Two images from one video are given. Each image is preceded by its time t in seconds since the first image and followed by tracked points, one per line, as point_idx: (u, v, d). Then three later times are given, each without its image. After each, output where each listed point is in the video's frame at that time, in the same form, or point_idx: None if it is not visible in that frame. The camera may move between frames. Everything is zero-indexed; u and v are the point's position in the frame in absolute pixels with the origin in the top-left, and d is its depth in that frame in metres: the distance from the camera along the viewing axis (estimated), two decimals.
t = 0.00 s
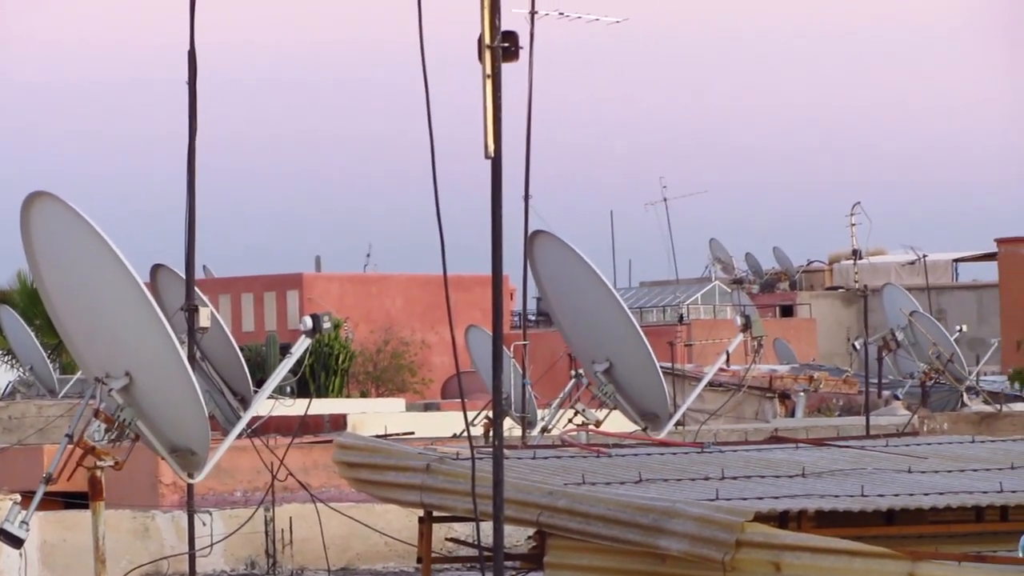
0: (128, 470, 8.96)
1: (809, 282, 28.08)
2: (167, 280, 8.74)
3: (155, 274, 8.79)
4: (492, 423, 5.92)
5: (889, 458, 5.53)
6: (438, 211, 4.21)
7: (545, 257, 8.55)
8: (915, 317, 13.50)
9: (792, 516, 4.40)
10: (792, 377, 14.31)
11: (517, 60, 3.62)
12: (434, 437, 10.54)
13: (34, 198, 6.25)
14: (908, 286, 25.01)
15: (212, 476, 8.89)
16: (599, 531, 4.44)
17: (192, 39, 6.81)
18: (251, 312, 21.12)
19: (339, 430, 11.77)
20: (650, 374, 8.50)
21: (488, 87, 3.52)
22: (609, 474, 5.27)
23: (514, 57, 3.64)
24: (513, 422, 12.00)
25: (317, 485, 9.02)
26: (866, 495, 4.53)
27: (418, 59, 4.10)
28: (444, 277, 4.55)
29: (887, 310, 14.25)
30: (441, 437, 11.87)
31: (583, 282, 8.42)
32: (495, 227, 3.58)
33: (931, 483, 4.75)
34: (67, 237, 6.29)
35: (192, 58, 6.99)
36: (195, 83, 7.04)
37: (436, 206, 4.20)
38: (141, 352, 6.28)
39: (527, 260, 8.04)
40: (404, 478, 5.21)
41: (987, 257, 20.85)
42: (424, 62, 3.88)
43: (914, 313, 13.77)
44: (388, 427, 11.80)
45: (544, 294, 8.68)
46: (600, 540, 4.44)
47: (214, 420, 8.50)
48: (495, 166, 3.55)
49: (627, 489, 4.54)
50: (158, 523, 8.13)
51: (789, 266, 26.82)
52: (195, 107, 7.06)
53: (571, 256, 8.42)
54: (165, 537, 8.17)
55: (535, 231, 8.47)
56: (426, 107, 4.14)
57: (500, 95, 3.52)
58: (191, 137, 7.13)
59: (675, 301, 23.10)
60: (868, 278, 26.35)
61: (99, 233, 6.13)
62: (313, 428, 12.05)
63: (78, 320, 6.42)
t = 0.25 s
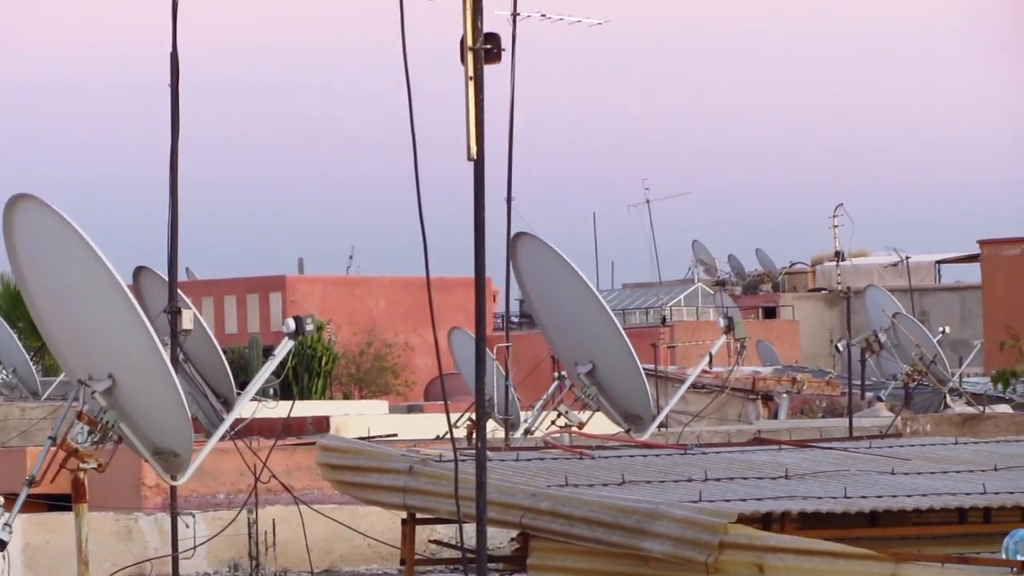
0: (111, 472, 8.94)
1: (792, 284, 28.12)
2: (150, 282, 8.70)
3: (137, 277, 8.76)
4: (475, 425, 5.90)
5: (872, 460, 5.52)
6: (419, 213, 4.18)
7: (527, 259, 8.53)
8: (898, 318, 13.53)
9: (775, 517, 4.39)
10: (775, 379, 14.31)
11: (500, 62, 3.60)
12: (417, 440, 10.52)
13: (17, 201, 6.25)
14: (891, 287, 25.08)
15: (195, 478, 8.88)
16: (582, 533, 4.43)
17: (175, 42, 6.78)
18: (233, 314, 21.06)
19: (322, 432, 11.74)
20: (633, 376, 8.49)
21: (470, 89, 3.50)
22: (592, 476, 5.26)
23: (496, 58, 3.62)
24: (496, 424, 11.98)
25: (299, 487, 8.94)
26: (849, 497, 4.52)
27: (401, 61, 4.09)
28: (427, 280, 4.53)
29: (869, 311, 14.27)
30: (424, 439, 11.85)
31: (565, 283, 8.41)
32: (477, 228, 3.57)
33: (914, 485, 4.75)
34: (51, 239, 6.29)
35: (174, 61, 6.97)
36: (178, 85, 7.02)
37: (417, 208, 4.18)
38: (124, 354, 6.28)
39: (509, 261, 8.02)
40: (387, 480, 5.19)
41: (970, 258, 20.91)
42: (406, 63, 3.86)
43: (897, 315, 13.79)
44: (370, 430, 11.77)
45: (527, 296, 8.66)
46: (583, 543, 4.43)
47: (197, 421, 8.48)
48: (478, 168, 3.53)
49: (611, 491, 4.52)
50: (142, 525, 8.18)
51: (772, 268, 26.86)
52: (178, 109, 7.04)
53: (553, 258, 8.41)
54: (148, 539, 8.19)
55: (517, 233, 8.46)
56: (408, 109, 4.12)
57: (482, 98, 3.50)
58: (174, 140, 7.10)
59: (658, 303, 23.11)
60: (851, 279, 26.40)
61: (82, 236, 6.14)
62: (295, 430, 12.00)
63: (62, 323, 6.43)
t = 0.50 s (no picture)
0: (94, 474, 8.93)
1: (774, 287, 28.17)
2: (133, 285, 8.66)
3: (120, 279, 8.72)
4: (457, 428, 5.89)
5: (854, 463, 5.52)
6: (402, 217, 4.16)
7: (510, 261, 8.52)
8: (880, 322, 13.55)
9: (757, 521, 4.38)
10: (757, 382, 14.33)
11: (483, 65, 3.59)
12: (399, 443, 10.50)
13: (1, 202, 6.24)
14: (874, 291, 25.14)
15: (177, 481, 8.92)
16: (565, 537, 4.41)
17: (157, 44, 6.75)
18: (216, 317, 21.00)
19: (304, 435, 11.71)
20: (615, 379, 8.46)
21: (453, 93, 3.48)
22: (574, 479, 5.25)
23: (479, 62, 3.60)
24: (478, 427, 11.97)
25: (282, 491, 9.04)
26: (831, 500, 4.51)
27: (384, 64, 4.07)
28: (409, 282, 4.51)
29: (852, 315, 14.28)
30: (407, 442, 11.82)
31: (548, 285, 8.39)
32: (460, 232, 3.55)
33: (896, 488, 4.75)
34: (33, 241, 6.27)
35: (157, 63, 6.93)
36: (161, 88, 6.98)
37: (400, 212, 4.16)
38: (106, 355, 6.26)
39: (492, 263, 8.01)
40: (369, 483, 5.17)
41: (952, 262, 20.97)
42: (389, 65, 3.84)
43: (879, 318, 13.82)
44: (353, 432, 11.74)
45: (510, 300, 8.64)
46: (565, 546, 4.41)
47: (179, 424, 8.44)
48: (460, 172, 3.52)
49: (593, 494, 4.51)
50: (125, 527, 8.15)
51: (754, 271, 26.91)
52: (160, 112, 7.00)
53: (536, 261, 8.39)
54: (130, 542, 8.16)
55: (500, 235, 8.44)
56: (392, 112, 4.10)
57: (465, 101, 3.48)
58: (157, 142, 7.07)
59: (640, 306, 23.12)
60: (833, 283, 26.46)
61: (65, 237, 6.13)
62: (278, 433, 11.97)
63: (45, 325, 6.40)
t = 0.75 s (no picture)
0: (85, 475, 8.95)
1: (766, 288, 28.20)
2: (125, 286, 8.65)
3: (112, 280, 8.70)
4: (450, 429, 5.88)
5: (847, 464, 5.52)
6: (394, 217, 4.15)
7: (503, 263, 8.51)
8: (872, 323, 13.56)
9: (749, 521, 4.38)
10: (748, 383, 14.32)
11: (475, 66, 3.58)
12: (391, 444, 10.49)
13: None
14: (866, 291, 25.18)
15: (169, 481, 8.96)
16: (557, 537, 4.41)
17: (149, 45, 6.74)
18: (208, 318, 20.97)
19: (296, 436, 11.71)
20: (607, 380, 8.46)
21: (445, 93, 3.48)
22: (567, 480, 5.25)
23: (471, 62, 3.60)
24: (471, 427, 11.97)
25: (274, 491, 9.08)
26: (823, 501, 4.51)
27: (376, 64, 4.06)
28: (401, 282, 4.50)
29: (843, 315, 14.28)
30: (399, 443, 11.82)
31: (540, 286, 8.39)
32: (452, 232, 3.54)
33: (889, 489, 4.75)
34: (24, 242, 6.25)
35: (149, 64, 6.92)
36: (153, 89, 6.97)
37: (392, 212, 4.15)
38: (98, 357, 6.27)
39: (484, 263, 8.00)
40: (361, 483, 5.16)
41: (944, 262, 21.01)
42: (380, 65, 3.83)
43: (871, 319, 13.83)
44: (345, 433, 11.74)
45: (502, 301, 8.64)
46: (557, 546, 4.41)
47: (171, 425, 8.44)
48: (452, 172, 3.51)
49: (585, 495, 4.51)
50: (117, 528, 8.13)
51: (746, 272, 26.92)
52: (153, 113, 6.99)
53: (528, 262, 8.40)
54: (122, 543, 8.14)
55: (492, 237, 8.45)
56: (383, 113, 4.09)
57: (457, 102, 3.48)
58: (149, 144, 7.05)
59: (632, 307, 23.13)
60: (825, 283, 26.48)
61: (56, 239, 6.11)
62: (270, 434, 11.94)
63: (36, 326, 6.40)
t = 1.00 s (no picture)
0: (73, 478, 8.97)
1: (754, 289, 28.23)
2: (113, 288, 8.62)
3: (99, 282, 8.68)
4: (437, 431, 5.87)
5: (834, 466, 5.53)
6: (382, 219, 4.15)
7: (491, 264, 8.48)
8: (860, 324, 13.57)
9: (737, 523, 4.37)
10: (736, 385, 14.33)
11: (462, 67, 3.57)
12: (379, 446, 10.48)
13: None
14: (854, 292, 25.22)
15: (157, 484, 8.97)
16: (545, 539, 4.40)
17: (137, 48, 6.72)
18: (196, 320, 20.93)
19: (284, 438, 11.69)
20: (596, 381, 8.48)
21: (433, 95, 3.47)
22: (555, 482, 5.24)
23: (459, 64, 3.59)
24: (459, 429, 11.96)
25: (262, 493, 9.10)
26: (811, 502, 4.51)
27: (363, 66, 4.05)
28: (389, 284, 4.50)
29: (832, 317, 14.29)
30: (387, 444, 11.80)
31: (527, 287, 8.36)
32: (440, 234, 3.54)
33: (877, 490, 4.76)
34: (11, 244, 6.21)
35: (137, 67, 6.90)
36: (141, 91, 6.95)
37: (380, 214, 4.14)
38: (86, 359, 6.26)
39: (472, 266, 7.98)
40: (349, 486, 5.15)
41: (932, 264, 21.05)
42: (368, 67, 3.83)
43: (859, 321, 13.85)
44: (332, 434, 11.73)
45: (489, 303, 8.62)
46: (546, 548, 4.40)
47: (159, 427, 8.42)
48: (440, 174, 3.51)
49: (573, 497, 4.50)
50: (105, 530, 8.16)
51: (734, 273, 26.95)
52: (141, 115, 6.97)
53: (514, 264, 8.38)
54: (110, 545, 8.15)
55: (479, 238, 8.41)
56: (371, 115, 4.08)
57: (445, 104, 3.47)
58: (137, 145, 7.03)
59: (620, 309, 23.14)
60: (813, 285, 26.51)
61: (44, 241, 6.07)
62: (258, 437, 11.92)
63: (23, 328, 6.36)
